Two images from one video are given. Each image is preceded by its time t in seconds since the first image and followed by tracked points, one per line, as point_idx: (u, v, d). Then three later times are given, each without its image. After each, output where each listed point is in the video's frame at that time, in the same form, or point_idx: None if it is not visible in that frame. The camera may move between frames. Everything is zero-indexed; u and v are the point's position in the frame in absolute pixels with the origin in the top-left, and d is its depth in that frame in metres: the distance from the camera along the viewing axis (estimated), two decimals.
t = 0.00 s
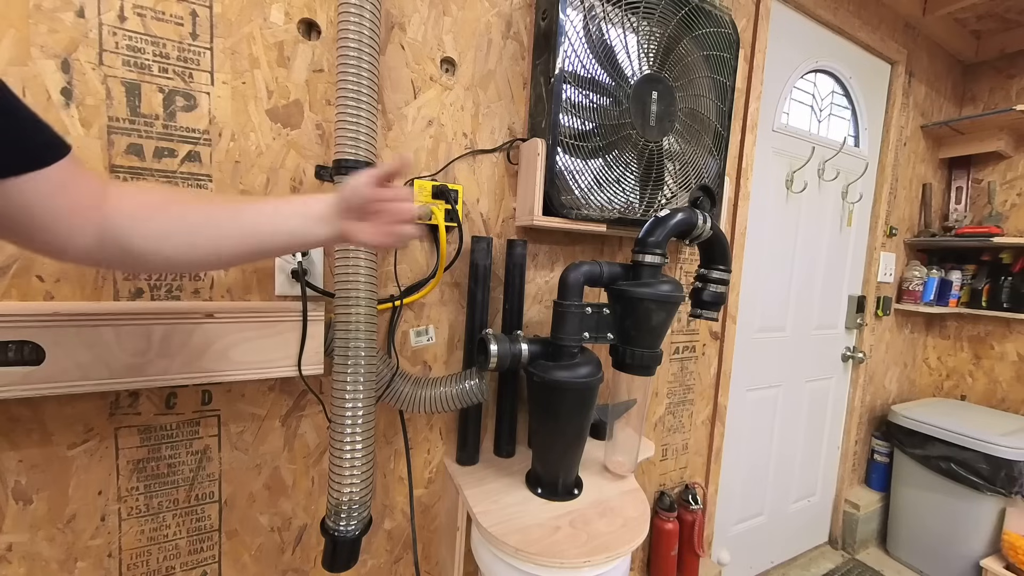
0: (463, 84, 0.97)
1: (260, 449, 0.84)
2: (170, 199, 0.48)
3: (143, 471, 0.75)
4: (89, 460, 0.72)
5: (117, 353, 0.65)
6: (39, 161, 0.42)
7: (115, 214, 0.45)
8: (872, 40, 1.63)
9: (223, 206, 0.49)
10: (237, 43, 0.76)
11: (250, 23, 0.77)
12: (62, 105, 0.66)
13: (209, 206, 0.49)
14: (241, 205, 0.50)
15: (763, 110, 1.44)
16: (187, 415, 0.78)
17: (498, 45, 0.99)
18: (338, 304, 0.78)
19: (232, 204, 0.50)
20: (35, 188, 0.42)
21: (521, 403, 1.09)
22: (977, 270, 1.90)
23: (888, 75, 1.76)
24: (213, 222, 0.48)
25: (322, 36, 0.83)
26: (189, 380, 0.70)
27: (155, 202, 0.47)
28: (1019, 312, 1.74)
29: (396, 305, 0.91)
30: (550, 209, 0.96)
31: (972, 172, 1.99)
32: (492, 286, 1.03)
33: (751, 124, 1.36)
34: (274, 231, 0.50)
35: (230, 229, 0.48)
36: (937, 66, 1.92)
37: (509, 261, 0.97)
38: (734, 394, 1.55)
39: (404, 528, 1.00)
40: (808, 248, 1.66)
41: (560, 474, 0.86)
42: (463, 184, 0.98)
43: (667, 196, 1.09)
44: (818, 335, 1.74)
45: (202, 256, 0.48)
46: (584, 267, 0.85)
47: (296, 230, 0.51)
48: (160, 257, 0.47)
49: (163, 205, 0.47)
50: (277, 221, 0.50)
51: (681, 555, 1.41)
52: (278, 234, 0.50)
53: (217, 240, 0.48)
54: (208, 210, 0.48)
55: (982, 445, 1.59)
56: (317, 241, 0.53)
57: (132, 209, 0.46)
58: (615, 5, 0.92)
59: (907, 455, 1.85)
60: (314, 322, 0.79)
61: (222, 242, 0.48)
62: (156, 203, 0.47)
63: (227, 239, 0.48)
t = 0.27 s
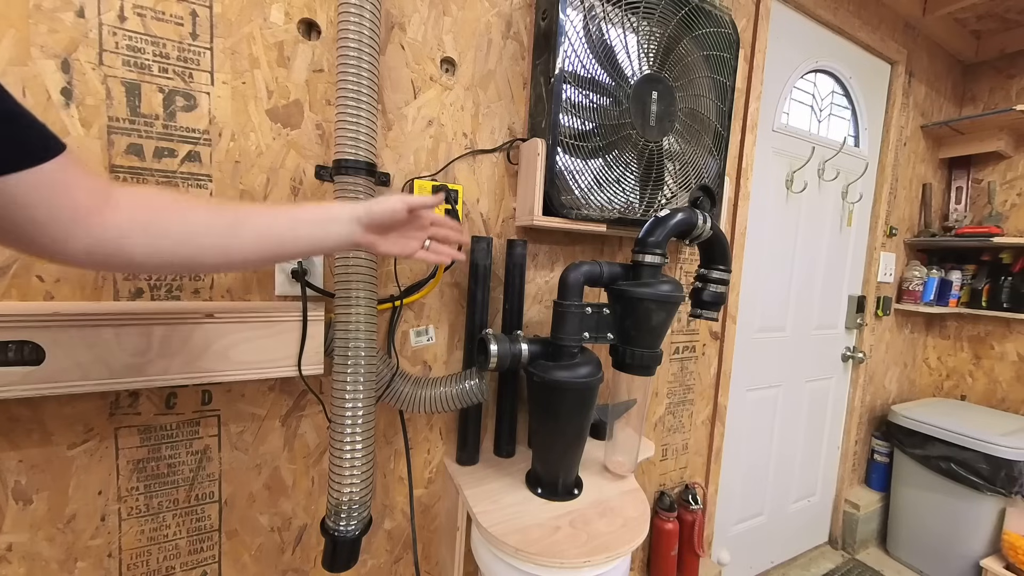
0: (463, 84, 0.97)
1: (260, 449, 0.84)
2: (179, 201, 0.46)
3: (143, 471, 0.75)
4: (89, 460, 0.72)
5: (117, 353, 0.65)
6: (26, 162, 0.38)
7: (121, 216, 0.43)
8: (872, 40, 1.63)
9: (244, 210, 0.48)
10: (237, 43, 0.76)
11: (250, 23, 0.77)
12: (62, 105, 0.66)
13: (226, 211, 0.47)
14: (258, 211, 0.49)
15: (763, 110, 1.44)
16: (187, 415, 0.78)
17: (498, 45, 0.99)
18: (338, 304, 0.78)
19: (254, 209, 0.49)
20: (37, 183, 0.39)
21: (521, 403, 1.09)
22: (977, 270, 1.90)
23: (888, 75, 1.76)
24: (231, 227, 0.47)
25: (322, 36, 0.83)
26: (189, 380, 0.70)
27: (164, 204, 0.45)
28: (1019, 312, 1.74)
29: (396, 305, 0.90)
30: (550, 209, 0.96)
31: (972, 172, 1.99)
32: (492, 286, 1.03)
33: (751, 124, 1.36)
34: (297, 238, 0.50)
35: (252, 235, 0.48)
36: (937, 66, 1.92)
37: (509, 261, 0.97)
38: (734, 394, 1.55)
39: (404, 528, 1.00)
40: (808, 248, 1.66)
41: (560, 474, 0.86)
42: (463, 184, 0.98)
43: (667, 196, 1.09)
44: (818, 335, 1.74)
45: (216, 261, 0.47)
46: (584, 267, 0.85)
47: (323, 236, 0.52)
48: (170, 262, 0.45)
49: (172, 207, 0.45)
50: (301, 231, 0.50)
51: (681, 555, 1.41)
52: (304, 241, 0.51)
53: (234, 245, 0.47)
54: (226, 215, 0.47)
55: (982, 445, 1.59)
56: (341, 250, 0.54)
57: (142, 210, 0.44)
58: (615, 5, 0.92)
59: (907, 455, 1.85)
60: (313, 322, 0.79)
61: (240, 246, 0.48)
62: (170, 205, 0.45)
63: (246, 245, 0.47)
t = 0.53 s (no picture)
0: (463, 84, 0.97)
1: (260, 449, 0.84)
2: (147, 225, 0.53)
3: (143, 471, 0.75)
4: (89, 460, 0.72)
5: (118, 353, 0.65)
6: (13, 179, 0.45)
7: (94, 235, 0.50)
8: (872, 40, 1.63)
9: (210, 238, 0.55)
10: (237, 43, 0.76)
11: (250, 23, 0.77)
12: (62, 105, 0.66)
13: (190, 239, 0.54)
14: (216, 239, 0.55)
15: (763, 110, 1.44)
16: (187, 415, 0.78)
17: (498, 45, 0.99)
18: (339, 304, 0.78)
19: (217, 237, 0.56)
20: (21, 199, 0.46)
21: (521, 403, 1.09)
22: (977, 270, 1.90)
23: (888, 75, 1.76)
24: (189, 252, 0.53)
25: (322, 36, 0.83)
26: (189, 380, 0.70)
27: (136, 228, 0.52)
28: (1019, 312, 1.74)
29: (396, 305, 0.90)
30: (551, 209, 0.96)
31: (972, 172, 1.99)
32: (492, 286, 1.03)
33: (751, 124, 1.36)
34: (252, 268, 0.57)
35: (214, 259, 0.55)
36: (937, 66, 1.92)
37: (509, 261, 0.97)
38: (734, 394, 1.55)
39: (404, 528, 1.00)
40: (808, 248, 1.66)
41: (560, 474, 0.86)
42: (463, 184, 0.98)
43: (667, 196, 1.09)
44: (818, 335, 1.74)
45: (173, 286, 0.53)
46: (584, 267, 0.85)
47: (277, 264, 0.58)
48: (130, 279, 0.52)
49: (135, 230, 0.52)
50: (260, 261, 0.57)
51: (681, 555, 1.41)
52: (263, 267, 0.57)
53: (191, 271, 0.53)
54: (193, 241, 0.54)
55: (982, 445, 1.59)
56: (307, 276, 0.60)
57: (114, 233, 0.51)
58: (615, 5, 0.92)
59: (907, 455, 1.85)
60: (314, 322, 0.79)
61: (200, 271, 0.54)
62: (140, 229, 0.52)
63: (202, 269, 0.54)
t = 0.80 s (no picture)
0: (463, 84, 0.97)
1: (260, 449, 0.84)
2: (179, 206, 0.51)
3: (143, 471, 0.75)
4: (89, 460, 0.72)
5: (117, 353, 0.65)
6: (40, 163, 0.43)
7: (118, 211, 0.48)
8: (872, 40, 1.63)
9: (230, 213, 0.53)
10: (237, 43, 0.76)
11: (250, 23, 0.77)
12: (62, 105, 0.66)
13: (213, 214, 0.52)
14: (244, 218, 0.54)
15: (763, 110, 1.44)
16: (187, 415, 0.78)
17: (498, 45, 0.99)
18: (338, 304, 0.78)
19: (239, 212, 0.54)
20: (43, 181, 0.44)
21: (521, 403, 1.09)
22: (977, 270, 1.90)
23: (888, 75, 1.76)
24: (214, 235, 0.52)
25: (322, 36, 0.83)
26: (189, 380, 0.70)
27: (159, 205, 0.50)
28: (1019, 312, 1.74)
29: (396, 305, 0.91)
30: (551, 209, 0.96)
31: (972, 172, 1.99)
32: (492, 286, 1.03)
33: (751, 124, 1.36)
34: (275, 247, 0.55)
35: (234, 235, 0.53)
36: (937, 66, 1.92)
37: (509, 261, 0.97)
38: (734, 394, 1.55)
39: (404, 528, 1.00)
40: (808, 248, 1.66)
41: (560, 474, 0.86)
42: (463, 184, 0.98)
43: (667, 196, 1.09)
44: (818, 335, 1.74)
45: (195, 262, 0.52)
46: (584, 267, 0.85)
47: (300, 242, 0.56)
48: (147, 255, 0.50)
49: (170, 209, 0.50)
50: (284, 249, 0.55)
51: (681, 555, 1.41)
52: (283, 250, 0.55)
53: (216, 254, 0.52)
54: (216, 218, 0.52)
55: (982, 445, 1.59)
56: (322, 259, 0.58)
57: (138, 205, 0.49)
58: (615, 5, 0.92)
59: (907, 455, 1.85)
60: (314, 322, 0.79)
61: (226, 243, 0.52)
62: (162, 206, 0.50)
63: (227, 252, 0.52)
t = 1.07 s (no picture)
0: (463, 84, 0.97)
1: (260, 449, 0.84)
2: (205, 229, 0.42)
3: (143, 471, 0.75)
4: (89, 460, 0.72)
5: (117, 353, 0.65)
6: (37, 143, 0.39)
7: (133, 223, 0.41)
8: (872, 40, 1.63)
9: (269, 262, 0.44)
10: (237, 43, 0.76)
11: (250, 23, 0.77)
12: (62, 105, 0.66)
13: (246, 258, 0.43)
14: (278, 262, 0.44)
15: (763, 110, 1.44)
16: (187, 415, 0.78)
17: (498, 45, 0.99)
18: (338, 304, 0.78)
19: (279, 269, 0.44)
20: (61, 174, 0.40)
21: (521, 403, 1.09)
22: (977, 270, 1.90)
23: (888, 75, 1.76)
24: (236, 268, 0.42)
25: (322, 36, 0.83)
26: (189, 380, 0.70)
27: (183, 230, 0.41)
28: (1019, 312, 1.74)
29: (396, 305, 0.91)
30: (550, 209, 0.96)
31: (972, 172, 1.99)
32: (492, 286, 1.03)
33: (751, 124, 1.36)
34: (307, 308, 0.44)
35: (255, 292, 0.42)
36: (937, 66, 1.92)
37: (509, 261, 0.97)
38: (734, 394, 1.55)
39: (404, 528, 1.00)
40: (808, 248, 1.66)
41: (560, 473, 0.86)
42: (463, 184, 0.98)
43: (667, 196, 1.09)
44: (818, 335, 1.74)
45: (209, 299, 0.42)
46: (584, 267, 0.85)
47: (337, 324, 0.45)
48: (158, 284, 0.41)
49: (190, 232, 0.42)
50: (319, 309, 0.44)
51: (681, 555, 1.41)
52: (317, 316, 0.44)
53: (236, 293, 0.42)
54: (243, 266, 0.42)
55: (982, 445, 1.59)
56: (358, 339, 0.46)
57: (159, 229, 0.41)
58: (615, 5, 0.92)
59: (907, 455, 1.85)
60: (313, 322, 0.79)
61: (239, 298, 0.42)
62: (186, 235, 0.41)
63: (248, 295, 0.42)
